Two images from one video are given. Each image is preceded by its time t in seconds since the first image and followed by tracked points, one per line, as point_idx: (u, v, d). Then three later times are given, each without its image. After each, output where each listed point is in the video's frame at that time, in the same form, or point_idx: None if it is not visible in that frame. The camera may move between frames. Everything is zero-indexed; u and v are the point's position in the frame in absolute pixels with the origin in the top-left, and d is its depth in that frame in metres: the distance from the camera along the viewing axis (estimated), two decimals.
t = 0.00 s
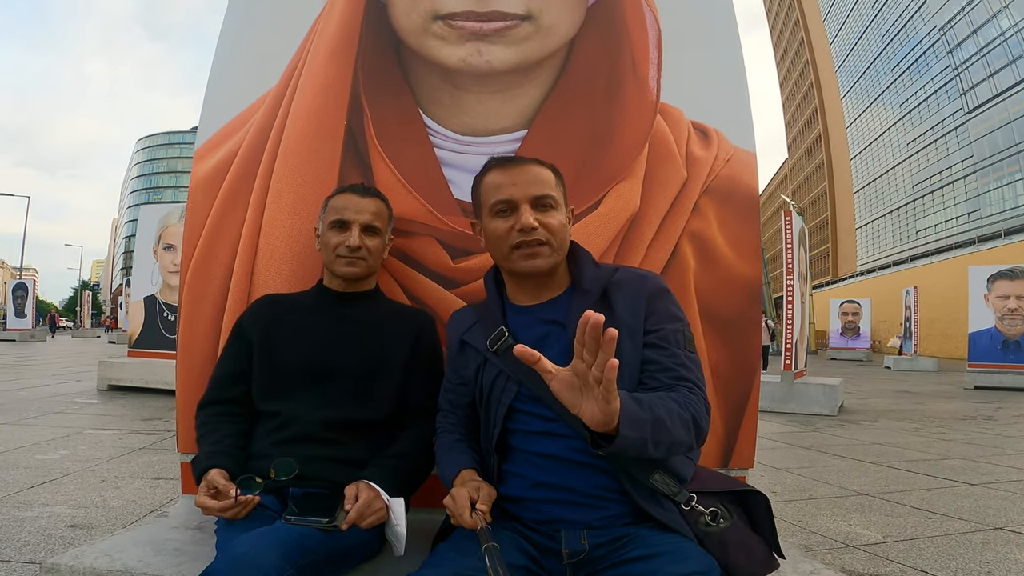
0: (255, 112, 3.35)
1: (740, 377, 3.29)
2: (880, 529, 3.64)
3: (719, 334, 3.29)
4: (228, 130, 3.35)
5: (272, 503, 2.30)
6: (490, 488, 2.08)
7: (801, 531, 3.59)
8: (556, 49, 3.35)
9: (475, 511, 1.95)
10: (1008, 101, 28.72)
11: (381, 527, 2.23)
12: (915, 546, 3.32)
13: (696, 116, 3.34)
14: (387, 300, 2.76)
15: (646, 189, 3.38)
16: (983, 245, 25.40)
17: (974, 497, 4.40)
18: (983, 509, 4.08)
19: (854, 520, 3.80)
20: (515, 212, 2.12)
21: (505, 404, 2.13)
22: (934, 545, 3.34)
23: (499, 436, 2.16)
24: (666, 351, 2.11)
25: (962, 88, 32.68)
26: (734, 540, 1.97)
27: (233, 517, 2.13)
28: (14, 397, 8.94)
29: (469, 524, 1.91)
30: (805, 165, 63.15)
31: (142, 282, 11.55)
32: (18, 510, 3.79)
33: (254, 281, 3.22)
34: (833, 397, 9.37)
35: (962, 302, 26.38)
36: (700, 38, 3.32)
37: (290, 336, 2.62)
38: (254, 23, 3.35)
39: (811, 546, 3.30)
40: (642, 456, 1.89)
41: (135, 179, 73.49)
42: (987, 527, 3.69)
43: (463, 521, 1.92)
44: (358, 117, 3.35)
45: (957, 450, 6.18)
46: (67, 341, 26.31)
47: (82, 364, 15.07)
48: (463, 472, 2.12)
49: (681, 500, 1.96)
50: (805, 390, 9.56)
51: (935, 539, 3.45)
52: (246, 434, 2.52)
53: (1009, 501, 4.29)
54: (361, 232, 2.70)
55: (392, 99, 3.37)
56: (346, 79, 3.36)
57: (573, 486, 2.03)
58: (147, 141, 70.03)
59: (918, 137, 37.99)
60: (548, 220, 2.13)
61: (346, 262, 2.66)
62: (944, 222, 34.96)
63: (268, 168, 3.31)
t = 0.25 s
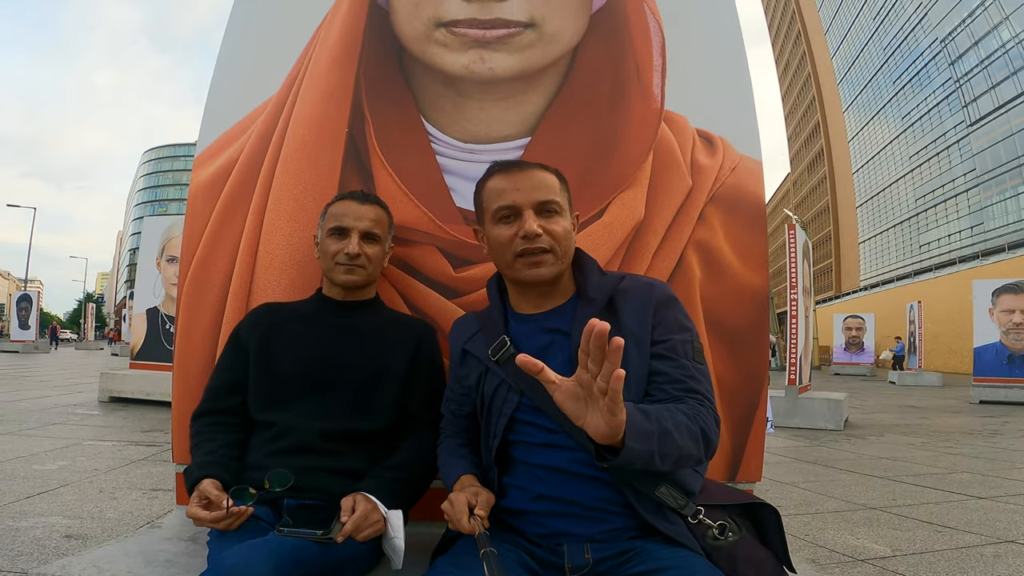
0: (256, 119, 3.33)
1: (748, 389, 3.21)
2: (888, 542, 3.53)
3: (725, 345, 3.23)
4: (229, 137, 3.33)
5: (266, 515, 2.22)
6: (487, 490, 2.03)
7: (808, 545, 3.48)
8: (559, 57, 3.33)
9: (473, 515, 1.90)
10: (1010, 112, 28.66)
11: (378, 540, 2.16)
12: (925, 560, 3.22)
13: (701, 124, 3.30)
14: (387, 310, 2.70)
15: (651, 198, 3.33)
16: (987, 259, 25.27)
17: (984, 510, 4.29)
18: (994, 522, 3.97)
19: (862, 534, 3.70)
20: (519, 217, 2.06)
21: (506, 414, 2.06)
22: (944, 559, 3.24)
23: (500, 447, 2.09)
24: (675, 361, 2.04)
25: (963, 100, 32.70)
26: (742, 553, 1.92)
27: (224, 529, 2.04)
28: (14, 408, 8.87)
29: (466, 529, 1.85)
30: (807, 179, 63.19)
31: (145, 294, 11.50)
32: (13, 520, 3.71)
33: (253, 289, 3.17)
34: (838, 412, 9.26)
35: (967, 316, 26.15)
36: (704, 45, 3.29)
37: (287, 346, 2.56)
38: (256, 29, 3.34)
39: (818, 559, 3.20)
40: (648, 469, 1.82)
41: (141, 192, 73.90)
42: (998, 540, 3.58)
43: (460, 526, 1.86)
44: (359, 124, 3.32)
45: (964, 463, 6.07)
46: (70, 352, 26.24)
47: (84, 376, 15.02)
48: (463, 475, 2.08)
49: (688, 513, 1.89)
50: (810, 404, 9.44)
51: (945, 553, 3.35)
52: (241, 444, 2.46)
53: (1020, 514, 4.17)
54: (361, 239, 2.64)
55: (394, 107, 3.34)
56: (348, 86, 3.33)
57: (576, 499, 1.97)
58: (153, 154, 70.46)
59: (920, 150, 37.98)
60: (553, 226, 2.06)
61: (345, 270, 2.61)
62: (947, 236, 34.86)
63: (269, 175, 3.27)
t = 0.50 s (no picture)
0: (255, 130, 3.33)
1: (751, 403, 3.16)
2: (896, 558, 3.43)
3: (729, 359, 3.18)
4: (229, 148, 3.32)
5: (256, 527, 2.16)
6: (481, 487, 2.00)
7: (813, 561, 3.39)
8: (559, 68, 3.32)
9: (466, 511, 1.88)
10: (1010, 127, 28.65)
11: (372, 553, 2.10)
12: None
13: (702, 135, 3.29)
14: (384, 321, 2.67)
15: (652, 210, 3.29)
16: (990, 276, 25.14)
17: (993, 526, 4.18)
18: (1003, 538, 3.87)
19: (868, 551, 3.60)
20: (518, 226, 2.01)
21: (504, 426, 2.01)
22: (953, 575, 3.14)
23: (497, 459, 2.04)
24: (679, 376, 1.95)
25: (964, 116, 32.78)
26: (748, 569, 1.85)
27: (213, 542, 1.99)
28: (13, 423, 8.82)
29: (461, 527, 1.82)
30: (809, 197, 63.29)
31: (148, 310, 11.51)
32: (5, 533, 3.65)
33: (250, 299, 3.14)
34: (843, 430, 9.15)
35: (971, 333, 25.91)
36: (704, 57, 3.29)
37: (282, 357, 2.52)
38: (257, 42, 3.36)
39: None
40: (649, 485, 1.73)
41: (146, 209, 74.37)
42: (1008, 556, 3.48)
43: (455, 524, 1.84)
44: (359, 135, 3.31)
45: (970, 480, 5.96)
46: (72, 368, 26.21)
47: (86, 392, 14.97)
48: (457, 474, 2.06)
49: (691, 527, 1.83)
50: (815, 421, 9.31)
51: (954, 568, 3.25)
52: (234, 456, 2.41)
53: None
54: (357, 249, 2.62)
55: (393, 118, 3.34)
56: (348, 97, 3.33)
57: (575, 513, 1.91)
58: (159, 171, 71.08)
59: (922, 167, 38.04)
60: (553, 235, 2.00)
61: (341, 280, 2.58)
62: (950, 254, 34.77)
63: (267, 186, 3.26)
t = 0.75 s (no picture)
0: (258, 137, 3.34)
1: (758, 411, 3.11)
2: (904, 570, 3.36)
3: (733, 367, 3.14)
4: (232, 155, 3.34)
5: (251, 531, 2.12)
6: (484, 486, 1.98)
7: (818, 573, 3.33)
8: (561, 76, 3.34)
9: (469, 511, 1.86)
10: (1010, 142, 28.64)
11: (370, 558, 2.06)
12: None
13: (704, 142, 3.29)
14: (385, 326, 2.64)
15: (655, 217, 3.27)
16: (992, 293, 24.99)
17: (1001, 538, 4.10)
18: (1011, 549, 3.79)
19: (875, 563, 3.53)
20: (523, 225, 1.99)
21: (506, 429, 1.97)
22: None
23: (499, 462, 2.00)
24: (687, 378, 1.87)
25: (964, 131, 32.84)
26: None
27: (206, 545, 1.98)
28: (12, 435, 8.77)
29: (462, 524, 1.81)
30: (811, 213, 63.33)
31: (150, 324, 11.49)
32: None
33: (250, 303, 3.12)
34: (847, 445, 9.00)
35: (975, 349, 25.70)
36: (705, 65, 3.31)
37: (282, 361, 2.49)
38: (262, 51, 3.39)
39: None
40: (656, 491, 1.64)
41: (151, 225, 74.73)
42: (1018, 568, 3.40)
43: (456, 521, 1.83)
44: (361, 141, 3.31)
45: (977, 493, 5.86)
46: (74, 381, 26.18)
47: (88, 405, 14.91)
48: (460, 475, 2.06)
49: (698, 533, 1.78)
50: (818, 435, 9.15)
51: None
52: (231, 460, 2.38)
53: None
54: (359, 253, 2.60)
55: (395, 124, 3.34)
56: (350, 103, 3.34)
57: (578, 517, 1.87)
58: (163, 187, 71.48)
59: (923, 183, 38.07)
60: (559, 234, 1.97)
61: (342, 284, 2.55)
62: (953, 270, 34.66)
63: (269, 191, 3.26)
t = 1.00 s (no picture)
0: (265, 142, 3.39)
1: (762, 416, 3.09)
2: None
3: (738, 372, 3.12)
4: (240, 159, 3.39)
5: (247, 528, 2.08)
6: (487, 482, 1.97)
7: None
8: (564, 84, 3.38)
9: (471, 505, 1.85)
10: (1009, 160, 28.74)
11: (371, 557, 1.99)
12: None
13: (706, 149, 3.32)
14: (388, 327, 2.64)
15: (658, 223, 3.29)
16: (995, 313, 24.84)
17: (1010, 552, 4.04)
18: (1020, 563, 3.73)
19: None
20: (529, 221, 2.00)
21: (510, 424, 1.95)
22: None
23: (502, 458, 1.99)
24: (693, 373, 1.83)
25: (963, 150, 33.00)
26: None
27: (202, 542, 1.88)
28: (11, 448, 8.73)
29: (465, 518, 1.80)
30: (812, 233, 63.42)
31: (152, 340, 11.50)
32: None
33: (254, 305, 3.14)
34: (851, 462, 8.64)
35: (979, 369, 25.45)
36: (706, 75, 3.36)
37: (285, 361, 2.49)
38: (271, 59, 3.47)
39: None
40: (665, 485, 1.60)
41: (155, 244, 75.11)
42: None
43: (459, 515, 1.82)
44: (366, 146, 3.34)
45: (984, 509, 5.78)
46: (74, 398, 26.12)
47: (87, 421, 14.85)
48: (462, 471, 2.04)
49: (705, 530, 1.74)
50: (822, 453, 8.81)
51: None
52: (231, 459, 2.37)
53: None
54: (363, 253, 2.61)
55: (400, 130, 3.38)
56: (356, 109, 3.38)
57: (582, 513, 1.84)
58: (168, 205, 72.00)
59: (923, 203, 38.15)
60: (564, 229, 1.99)
61: (346, 284, 2.55)
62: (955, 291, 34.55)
63: (275, 196, 3.29)
